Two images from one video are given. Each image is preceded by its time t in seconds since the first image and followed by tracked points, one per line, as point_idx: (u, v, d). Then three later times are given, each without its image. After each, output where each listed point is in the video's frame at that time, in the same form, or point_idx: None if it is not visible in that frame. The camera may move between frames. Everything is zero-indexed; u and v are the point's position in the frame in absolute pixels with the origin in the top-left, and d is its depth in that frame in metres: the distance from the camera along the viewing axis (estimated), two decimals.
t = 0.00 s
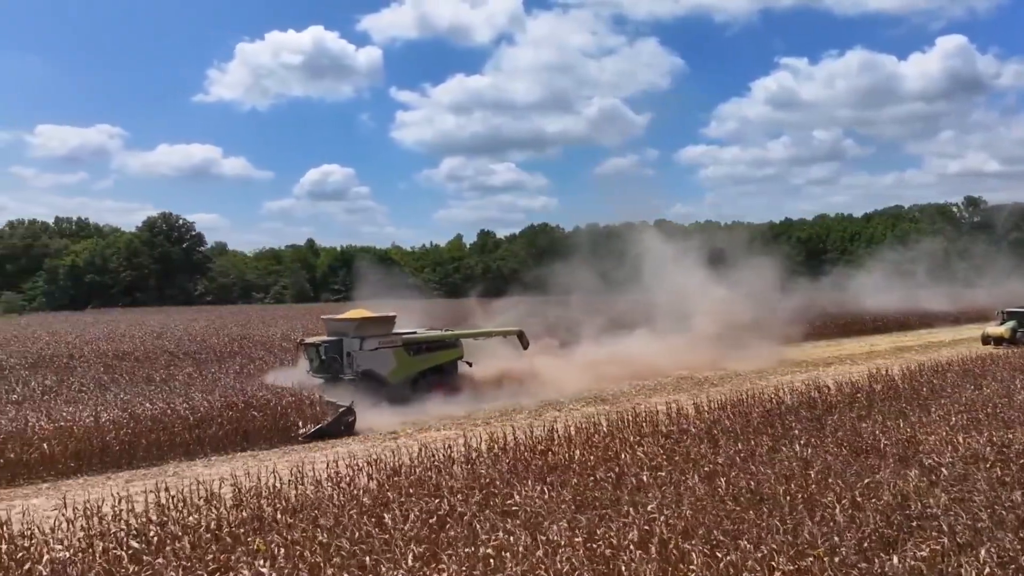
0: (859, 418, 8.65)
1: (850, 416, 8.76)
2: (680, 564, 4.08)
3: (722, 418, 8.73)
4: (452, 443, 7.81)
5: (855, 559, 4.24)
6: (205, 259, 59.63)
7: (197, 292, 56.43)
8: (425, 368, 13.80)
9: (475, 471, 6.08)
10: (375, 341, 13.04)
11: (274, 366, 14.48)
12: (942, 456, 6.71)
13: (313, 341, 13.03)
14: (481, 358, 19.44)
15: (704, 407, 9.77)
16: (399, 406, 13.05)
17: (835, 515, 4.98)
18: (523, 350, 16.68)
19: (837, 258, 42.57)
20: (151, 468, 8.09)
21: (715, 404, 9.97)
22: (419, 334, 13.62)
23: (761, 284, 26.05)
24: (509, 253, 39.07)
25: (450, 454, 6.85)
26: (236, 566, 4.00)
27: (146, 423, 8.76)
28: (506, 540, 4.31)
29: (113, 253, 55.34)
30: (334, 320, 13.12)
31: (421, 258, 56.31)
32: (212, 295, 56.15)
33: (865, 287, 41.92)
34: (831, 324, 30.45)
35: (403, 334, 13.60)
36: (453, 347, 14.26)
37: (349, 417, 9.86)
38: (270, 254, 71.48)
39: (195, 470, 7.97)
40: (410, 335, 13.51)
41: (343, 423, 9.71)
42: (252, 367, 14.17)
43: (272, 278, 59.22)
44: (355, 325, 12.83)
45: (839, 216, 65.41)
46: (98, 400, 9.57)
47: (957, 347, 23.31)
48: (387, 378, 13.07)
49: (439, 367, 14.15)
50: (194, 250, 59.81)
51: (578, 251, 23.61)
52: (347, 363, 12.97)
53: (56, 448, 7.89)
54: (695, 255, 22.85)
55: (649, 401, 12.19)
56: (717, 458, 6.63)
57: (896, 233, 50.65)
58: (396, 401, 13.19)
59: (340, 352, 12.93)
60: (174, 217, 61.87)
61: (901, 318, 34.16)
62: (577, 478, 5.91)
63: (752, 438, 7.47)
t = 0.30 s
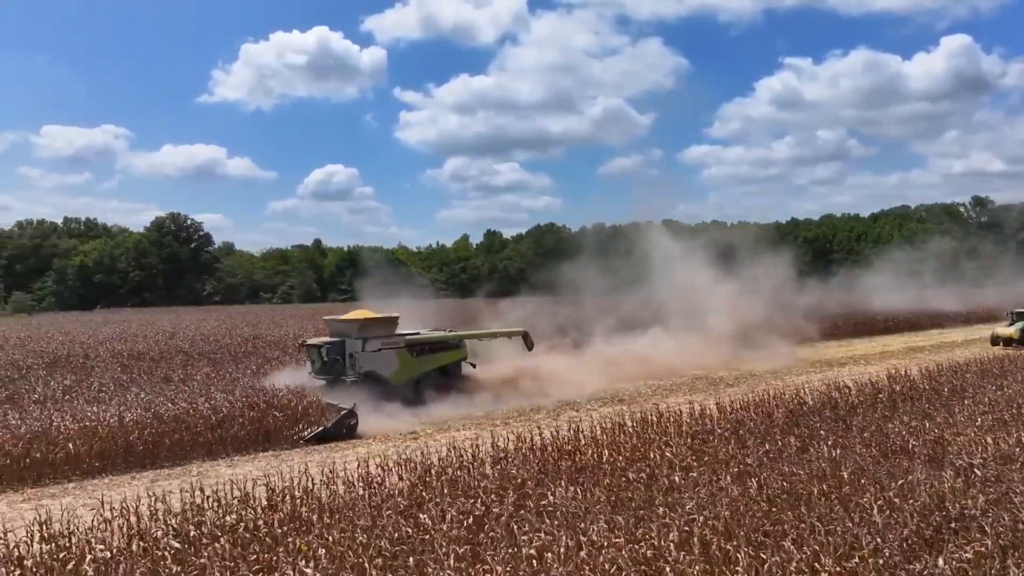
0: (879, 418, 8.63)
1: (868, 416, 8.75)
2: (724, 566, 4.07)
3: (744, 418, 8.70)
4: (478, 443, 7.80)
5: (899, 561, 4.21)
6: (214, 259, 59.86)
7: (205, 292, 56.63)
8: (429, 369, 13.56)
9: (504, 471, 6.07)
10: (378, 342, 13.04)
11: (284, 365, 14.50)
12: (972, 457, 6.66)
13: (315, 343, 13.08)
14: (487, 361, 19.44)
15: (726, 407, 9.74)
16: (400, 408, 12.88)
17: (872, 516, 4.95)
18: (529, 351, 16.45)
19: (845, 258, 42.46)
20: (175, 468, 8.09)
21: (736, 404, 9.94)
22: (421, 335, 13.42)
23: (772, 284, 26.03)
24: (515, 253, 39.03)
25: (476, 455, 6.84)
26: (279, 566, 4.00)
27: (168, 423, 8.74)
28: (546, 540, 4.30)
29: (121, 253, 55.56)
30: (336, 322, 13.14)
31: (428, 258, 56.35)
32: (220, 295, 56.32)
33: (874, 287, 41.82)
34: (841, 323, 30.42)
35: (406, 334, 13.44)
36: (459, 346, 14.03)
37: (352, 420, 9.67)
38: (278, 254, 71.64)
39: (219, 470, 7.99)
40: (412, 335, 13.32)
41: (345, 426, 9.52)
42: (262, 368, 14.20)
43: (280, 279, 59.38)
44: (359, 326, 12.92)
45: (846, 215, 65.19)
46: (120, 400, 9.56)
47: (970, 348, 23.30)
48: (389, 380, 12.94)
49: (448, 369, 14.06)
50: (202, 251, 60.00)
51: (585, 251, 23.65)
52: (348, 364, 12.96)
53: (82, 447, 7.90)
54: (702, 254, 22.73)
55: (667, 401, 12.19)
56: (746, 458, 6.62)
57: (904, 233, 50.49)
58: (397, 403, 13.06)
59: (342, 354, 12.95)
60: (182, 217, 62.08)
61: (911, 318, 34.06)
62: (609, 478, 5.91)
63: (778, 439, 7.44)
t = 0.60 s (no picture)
0: (902, 418, 8.57)
1: (890, 416, 8.71)
2: (765, 567, 4.06)
3: (766, 418, 8.66)
4: (502, 443, 7.78)
5: (943, 563, 4.18)
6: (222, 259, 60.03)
7: (213, 293, 56.75)
8: (432, 370, 13.41)
9: (533, 471, 6.05)
10: (380, 343, 12.93)
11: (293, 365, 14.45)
12: (1001, 458, 6.61)
13: (316, 344, 12.96)
14: (494, 361, 19.41)
15: (748, 407, 9.69)
16: (404, 410, 12.80)
17: (909, 516, 4.92)
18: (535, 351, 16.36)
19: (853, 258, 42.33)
20: (197, 468, 8.09)
21: (756, 404, 9.91)
22: (424, 336, 13.28)
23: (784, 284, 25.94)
24: (521, 254, 38.97)
25: (502, 455, 6.82)
26: (320, 566, 3.99)
27: (190, 423, 8.72)
28: (586, 541, 4.29)
29: (130, 253, 55.68)
30: (338, 323, 13.02)
31: (435, 258, 56.33)
32: (228, 295, 56.42)
33: (882, 287, 41.70)
34: (851, 323, 30.36)
35: (408, 335, 13.34)
36: (463, 347, 13.90)
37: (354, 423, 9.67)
38: (285, 255, 71.75)
39: (243, 470, 7.99)
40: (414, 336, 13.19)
41: (346, 430, 9.45)
42: (271, 368, 14.15)
43: (287, 279, 59.46)
44: (360, 327, 12.82)
45: (853, 215, 65.07)
46: (140, 400, 9.54)
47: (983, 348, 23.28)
48: (391, 381, 12.83)
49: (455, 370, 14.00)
50: (210, 251, 60.12)
51: (592, 251, 23.76)
52: (350, 366, 12.79)
53: (106, 447, 7.91)
54: (708, 251, 22.47)
55: (685, 401, 12.17)
56: (773, 459, 6.59)
57: (911, 233, 50.37)
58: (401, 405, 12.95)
59: (343, 355, 12.77)
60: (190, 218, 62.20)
61: (920, 318, 33.97)
62: (640, 478, 5.90)
63: (804, 439, 7.41)
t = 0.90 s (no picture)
0: (930, 419, 8.51)
1: (919, 417, 8.65)
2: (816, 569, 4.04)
3: (793, 419, 8.62)
4: (531, 443, 7.79)
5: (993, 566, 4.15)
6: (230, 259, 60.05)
7: (222, 293, 56.81)
8: (434, 371, 13.37)
9: (568, 472, 6.03)
10: (383, 344, 12.75)
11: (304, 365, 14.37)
12: None
13: (318, 345, 12.73)
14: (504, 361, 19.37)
15: (773, 407, 9.64)
16: (408, 411, 12.66)
17: (954, 517, 4.89)
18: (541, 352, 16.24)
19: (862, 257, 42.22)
20: (224, 468, 8.08)
21: (780, 404, 9.88)
22: (427, 337, 13.23)
23: (797, 283, 25.87)
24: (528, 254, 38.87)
25: (534, 456, 6.80)
26: (370, 565, 3.98)
27: (215, 423, 8.73)
28: (634, 541, 4.27)
29: (139, 253, 55.74)
30: (340, 323, 12.77)
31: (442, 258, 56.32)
32: (236, 295, 56.47)
33: (891, 287, 41.61)
34: (861, 323, 30.33)
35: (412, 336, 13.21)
36: (466, 348, 13.86)
37: (356, 426, 9.36)
38: (294, 254, 71.83)
39: (269, 470, 7.99)
40: (416, 336, 13.13)
41: (348, 432, 9.20)
42: (282, 368, 14.08)
43: (295, 279, 59.49)
44: (363, 328, 12.56)
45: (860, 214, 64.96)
46: (163, 400, 9.53)
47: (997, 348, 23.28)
48: (395, 383, 12.74)
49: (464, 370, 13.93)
50: (218, 251, 60.17)
51: (601, 251, 23.73)
52: (353, 367, 12.59)
53: (134, 447, 7.90)
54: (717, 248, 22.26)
55: (704, 401, 12.18)
56: (806, 459, 6.56)
57: (920, 233, 50.26)
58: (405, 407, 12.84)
59: (346, 357, 12.54)
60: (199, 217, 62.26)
61: (931, 318, 33.90)
62: (675, 478, 5.88)
63: (835, 439, 7.37)
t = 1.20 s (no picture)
0: (957, 419, 8.45)
1: (946, 417, 8.57)
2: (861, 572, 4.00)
3: (817, 419, 8.58)
4: (556, 443, 7.77)
5: None
6: (237, 259, 60.10)
7: (230, 292, 56.85)
8: (437, 371, 13.28)
9: (598, 472, 5.99)
10: (386, 344, 12.68)
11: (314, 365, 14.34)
12: None
13: (320, 347, 12.62)
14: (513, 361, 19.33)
15: (795, 407, 9.59)
16: (412, 412, 12.58)
17: (996, 520, 4.84)
18: (546, 352, 16.16)
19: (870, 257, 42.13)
20: (249, 468, 8.04)
21: (801, 404, 9.83)
22: (430, 338, 13.12)
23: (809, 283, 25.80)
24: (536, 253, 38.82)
25: (561, 457, 6.76)
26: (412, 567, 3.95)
27: (239, 423, 8.75)
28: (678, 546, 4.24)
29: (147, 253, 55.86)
30: (342, 323, 12.66)
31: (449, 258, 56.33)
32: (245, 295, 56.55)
33: (900, 287, 41.53)
34: (873, 322, 30.27)
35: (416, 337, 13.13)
36: (470, 349, 13.82)
37: (360, 428, 9.21)
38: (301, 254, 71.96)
39: (292, 470, 7.96)
40: (419, 337, 13.04)
41: (351, 434, 9.03)
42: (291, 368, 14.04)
43: (303, 279, 59.56)
44: (366, 329, 12.49)
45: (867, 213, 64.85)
46: (185, 400, 9.54)
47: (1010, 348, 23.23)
48: (397, 384, 12.61)
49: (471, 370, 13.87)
50: (226, 251, 60.27)
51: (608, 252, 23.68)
52: (355, 368, 12.49)
53: (157, 447, 7.89)
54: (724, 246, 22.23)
55: (721, 401, 12.18)
56: (836, 460, 6.51)
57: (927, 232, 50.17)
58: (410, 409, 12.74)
59: (348, 358, 12.44)
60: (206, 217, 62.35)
61: (942, 318, 33.80)
62: (706, 479, 5.84)
63: (864, 440, 7.31)
